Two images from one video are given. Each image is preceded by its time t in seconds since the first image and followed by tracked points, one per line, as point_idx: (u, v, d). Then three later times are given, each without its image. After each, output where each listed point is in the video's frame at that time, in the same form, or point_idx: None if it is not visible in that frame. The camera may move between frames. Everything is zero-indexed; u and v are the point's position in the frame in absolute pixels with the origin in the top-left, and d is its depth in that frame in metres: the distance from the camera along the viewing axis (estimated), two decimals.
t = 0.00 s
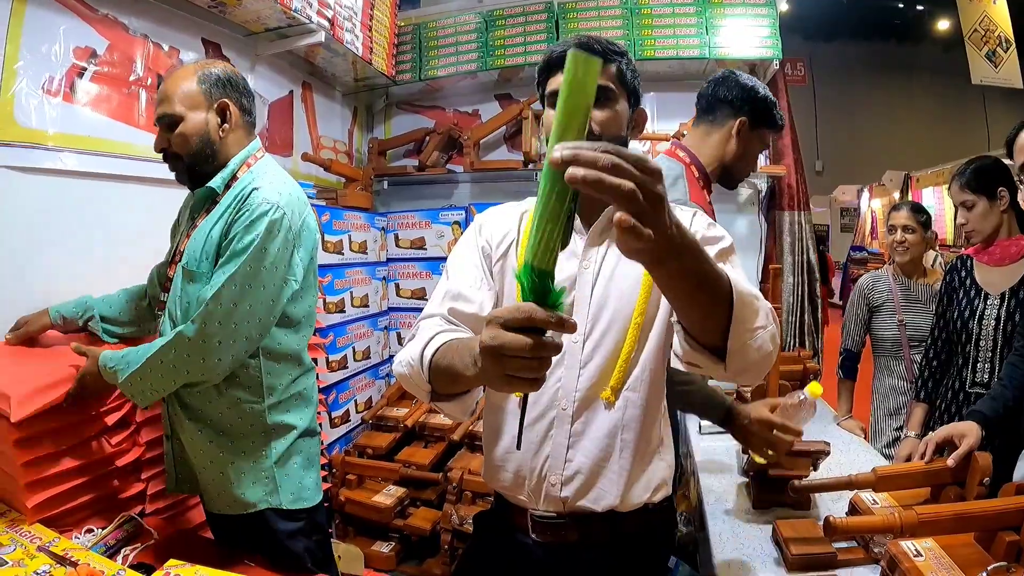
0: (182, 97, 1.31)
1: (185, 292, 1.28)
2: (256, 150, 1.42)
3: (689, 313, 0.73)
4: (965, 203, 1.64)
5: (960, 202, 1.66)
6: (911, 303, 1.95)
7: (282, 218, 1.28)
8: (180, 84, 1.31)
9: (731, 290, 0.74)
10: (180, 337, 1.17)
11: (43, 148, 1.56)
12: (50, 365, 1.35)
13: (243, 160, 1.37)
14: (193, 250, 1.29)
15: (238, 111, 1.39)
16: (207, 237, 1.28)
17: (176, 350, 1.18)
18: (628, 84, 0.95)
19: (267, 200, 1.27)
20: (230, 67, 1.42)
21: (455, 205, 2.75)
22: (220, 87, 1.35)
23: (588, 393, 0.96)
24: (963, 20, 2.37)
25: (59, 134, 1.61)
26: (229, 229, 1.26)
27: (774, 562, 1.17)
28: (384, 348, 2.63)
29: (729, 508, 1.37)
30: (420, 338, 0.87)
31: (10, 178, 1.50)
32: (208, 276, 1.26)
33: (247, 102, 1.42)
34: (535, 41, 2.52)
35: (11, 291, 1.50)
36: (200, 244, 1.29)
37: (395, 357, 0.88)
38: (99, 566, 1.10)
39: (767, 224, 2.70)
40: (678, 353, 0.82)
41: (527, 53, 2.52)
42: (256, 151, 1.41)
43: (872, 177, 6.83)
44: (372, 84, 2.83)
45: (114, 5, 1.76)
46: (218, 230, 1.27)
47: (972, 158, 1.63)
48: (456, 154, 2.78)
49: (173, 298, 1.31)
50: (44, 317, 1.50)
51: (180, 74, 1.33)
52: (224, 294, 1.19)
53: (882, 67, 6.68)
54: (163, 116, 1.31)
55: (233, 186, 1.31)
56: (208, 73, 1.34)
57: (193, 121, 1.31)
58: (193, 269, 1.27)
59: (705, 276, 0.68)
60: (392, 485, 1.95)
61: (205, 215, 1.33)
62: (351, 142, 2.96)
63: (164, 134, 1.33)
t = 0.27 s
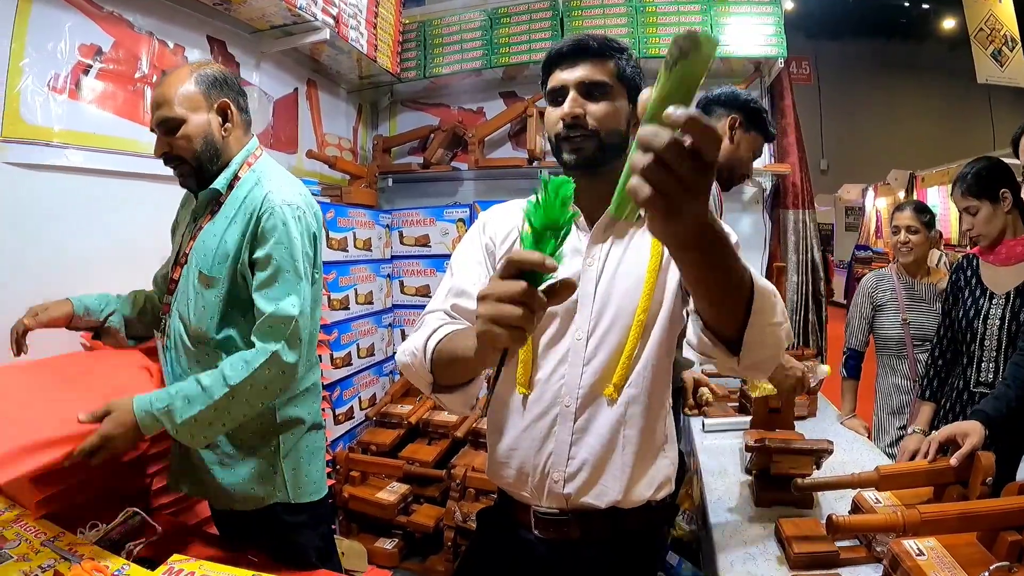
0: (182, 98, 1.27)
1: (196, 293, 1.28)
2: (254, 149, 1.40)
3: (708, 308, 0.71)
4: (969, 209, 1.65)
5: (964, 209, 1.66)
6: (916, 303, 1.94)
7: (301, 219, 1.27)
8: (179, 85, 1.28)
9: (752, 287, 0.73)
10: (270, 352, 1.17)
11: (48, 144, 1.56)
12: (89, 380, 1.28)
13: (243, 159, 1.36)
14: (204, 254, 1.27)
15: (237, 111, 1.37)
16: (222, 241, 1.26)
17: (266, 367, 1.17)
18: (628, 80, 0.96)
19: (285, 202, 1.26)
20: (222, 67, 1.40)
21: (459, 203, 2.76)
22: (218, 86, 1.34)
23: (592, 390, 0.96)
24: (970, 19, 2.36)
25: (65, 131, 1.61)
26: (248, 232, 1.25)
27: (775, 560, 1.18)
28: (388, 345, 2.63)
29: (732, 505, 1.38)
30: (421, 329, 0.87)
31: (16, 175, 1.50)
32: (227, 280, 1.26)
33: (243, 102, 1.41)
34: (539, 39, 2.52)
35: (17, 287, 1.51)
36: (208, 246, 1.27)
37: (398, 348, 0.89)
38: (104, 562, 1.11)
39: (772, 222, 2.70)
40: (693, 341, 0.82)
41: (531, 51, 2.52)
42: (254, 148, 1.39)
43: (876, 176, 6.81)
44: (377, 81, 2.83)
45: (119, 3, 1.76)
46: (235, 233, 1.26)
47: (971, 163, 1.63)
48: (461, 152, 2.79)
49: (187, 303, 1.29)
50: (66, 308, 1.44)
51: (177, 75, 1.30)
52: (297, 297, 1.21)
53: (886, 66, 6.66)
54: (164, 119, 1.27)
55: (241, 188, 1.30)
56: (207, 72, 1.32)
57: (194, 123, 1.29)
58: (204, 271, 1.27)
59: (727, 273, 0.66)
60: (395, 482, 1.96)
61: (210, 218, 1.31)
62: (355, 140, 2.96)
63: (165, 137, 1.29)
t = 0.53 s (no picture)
0: (185, 99, 1.27)
1: (201, 305, 1.28)
2: (258, 156, 1.37)
3: (684, 354, 0.77)
4: (973, 211, 1.64)
5: (968, 211, 1.66)
6: (918, 305, 1.94)
7: (297, 231, 1.22)
8: (182, 87, 1.28)
9: (724, 330, 0.77)
10: (237, 380, 1.06)
11: (53, 145, 1.57)
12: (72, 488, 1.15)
13: (246, 168, 1.34)
14: (207, 267, 1.27)
15: (242, 115, 1.35)
16: (223, 256, 1.25)
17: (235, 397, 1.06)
18: (626, 80, 0.95)
19: (282, 216, 1.23)
20: (234, 69, 1.39)
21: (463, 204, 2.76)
22: (224, 89, 1.32)
23: (596, 393, 0.96)
24: (974, 20, 2.36)
25: (70, 132, 1.62)
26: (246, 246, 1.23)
27: (777, 562, 1.18)
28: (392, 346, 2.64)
29: (736, 508, 1.38)
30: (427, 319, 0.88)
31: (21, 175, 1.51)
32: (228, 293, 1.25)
33: (252, 105, 1.39)
34: (543, 40, 2.52)
35: (22, 288, 1.52)
36: (211, 262, 1.27)
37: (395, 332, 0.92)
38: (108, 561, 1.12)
39: (776, 224, 2.70)
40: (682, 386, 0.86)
41: (535, 53, 2.52)
42: (256, 156, 1.37)
43: (879, 177, 6.80)
44: (381, 83, 2.83)
45: (124, 5, 1.77)
46: (233, 247, 1.24)
47: (980, 163, 1.62)
48: (465, 153, 2.79)
49: (193, 315, 1.30)
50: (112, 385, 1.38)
51: (182, 77, 1.30)
52: (269, 317, 1.12)
53: (890, 67, 6.64)
54: (167, 119, 1.27)
55: (240, 201, 1.28)
56: (210, 73, 1.31)
57: (196, 123, 1.28)
58: (209, 286, 1.26)
59: (691, 316, 0.71)
60: (398, 483, 1.96)
61: (212, 229, 1.30)
62: (359, 141, 2.97)
63: (166, 137, 1.29)
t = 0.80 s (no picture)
0: (162, 106, 1.26)
1: (206, 312, 1.28)
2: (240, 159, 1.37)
3: (684, 352, 0.76)
4: (976, 211, 1.64)
5: (971, 211, 1.65)
6: (919, 306, 1.95)
7: (282, 224, 1.20)
8: (159, 94, 1.27)
9: (725, 329, 0.77)
10: (226, 371, 1.04)
11: (55, 146, 1.57)
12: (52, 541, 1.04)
13: (229, 171, 1.32)
14: (207, 274, 1.27)
15: (219, 121, 1.33)
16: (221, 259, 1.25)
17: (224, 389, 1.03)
18: (625, 80, 0.95)
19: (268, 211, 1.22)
20: (215, 75, 1.37)
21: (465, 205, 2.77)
22: (201, 96, 1.30)
23: (597, 395, 0.96)
24: (975, 21, 2.36)
25: (71, 132, 1.62)
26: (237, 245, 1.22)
27: (778, 564, 1.18)
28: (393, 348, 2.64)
29: (737, 509, 1.38)
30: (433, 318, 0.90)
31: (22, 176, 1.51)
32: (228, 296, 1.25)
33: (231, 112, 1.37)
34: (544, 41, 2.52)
35: (23, 289, 1.52)
36: (211, 268, 1.27)
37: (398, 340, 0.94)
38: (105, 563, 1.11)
39: (777, 225, 2.70)
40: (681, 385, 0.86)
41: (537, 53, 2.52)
42: (239, 159, 1.36)
43: (881, 178, 6.80)
44: (382, 84, 2.84)
45: (126, 6, 1.77)
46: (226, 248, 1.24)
47: (981, 163, 1.61)
48: (466, 154, 2.78)
49: (201, 324, 1.30)
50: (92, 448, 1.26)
51: (161, 84, 1.29)
52: (258, 310, 1.10)
53: (891, 68, 6.64)
54: (145, 127, 1.27)
55: (231, 206, 1.27)
56: (186, 79, 1.30)
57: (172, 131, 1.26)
58: (212, 292, 1.27)
59: (693, 315, 0.71)
60: (399, 484, 1.96)
61: (206, 235, 1.29)
62: (361, 142, 2.97)
63: (143, 145, 1.29)
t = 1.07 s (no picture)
0: (138, 115, 1.28)
1: (208, 307, 1.26)
2: (217, 158, 1.35)
3: (687, 343, 0.77)
4: (976, 213, 1.64)
5: (971, 213, 1.66)
6: (920, 309, 1.94)
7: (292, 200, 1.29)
8: (134, 104, 1.29)
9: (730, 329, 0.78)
10: (306, 332, 1.16)
11: (57, 148, 1.57)
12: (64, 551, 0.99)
13: (213, 165, 1.34)
14: (209, 264, 1.26)
15: (194, 123, 1.34)
16: (225, 245, 1.26)
17: (306, 347, 1.15)
18: (624, 83, 0.95)
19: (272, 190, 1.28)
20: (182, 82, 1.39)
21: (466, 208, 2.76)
22: (175, 100, 1.33)
23: (596, 401, 0.96)
24: (976, 25, 2.36)
25: (73, 135, 1.62)
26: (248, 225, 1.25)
27: (779, 567, 1.18)
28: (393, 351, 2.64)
29: (737, 513, 1.37)
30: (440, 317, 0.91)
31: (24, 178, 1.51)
32: (239, 281, 1.26)
33: (205, 115, 1.39)
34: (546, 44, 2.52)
35: (24, 290, 1.52)
36: (210, 256, 1.26)
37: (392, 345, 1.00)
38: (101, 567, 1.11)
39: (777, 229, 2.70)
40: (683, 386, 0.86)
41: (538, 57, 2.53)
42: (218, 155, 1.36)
43: (881, 181, 6.80)
44: (383, 87, 2.84)
45: (128, 9, 1.77)
46: (231, 232, 1.26)
47: (982, 167, 1.63)
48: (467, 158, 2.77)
49: (203, 318, 1.28)
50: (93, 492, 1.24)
51: (135, 95, 1.31)
52: (314, 275, 1.22)
53: (892, 71, 6.65)
54: (123, 138, 1.28)
55: (223, 194, 1.29)
56: (158, 87, 1.32)
57: (150, 138, 1.28)
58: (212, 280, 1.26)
59: (701, 309, 0.73)
60: (399, 487, 1.96)
61: (199, 231, 1.28)
62: (362, 145, 2.97)
63: (124, 157, 1.30)
